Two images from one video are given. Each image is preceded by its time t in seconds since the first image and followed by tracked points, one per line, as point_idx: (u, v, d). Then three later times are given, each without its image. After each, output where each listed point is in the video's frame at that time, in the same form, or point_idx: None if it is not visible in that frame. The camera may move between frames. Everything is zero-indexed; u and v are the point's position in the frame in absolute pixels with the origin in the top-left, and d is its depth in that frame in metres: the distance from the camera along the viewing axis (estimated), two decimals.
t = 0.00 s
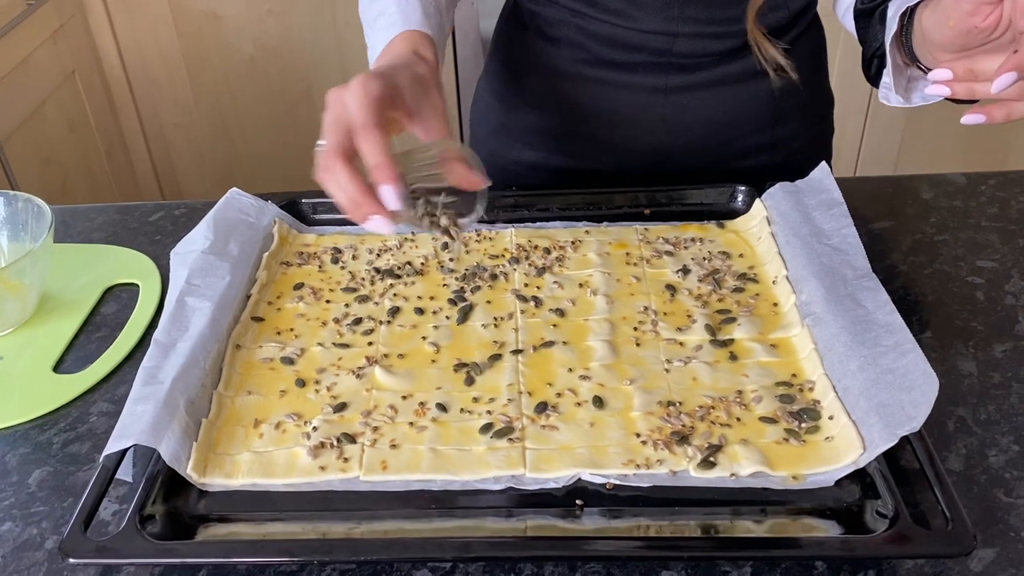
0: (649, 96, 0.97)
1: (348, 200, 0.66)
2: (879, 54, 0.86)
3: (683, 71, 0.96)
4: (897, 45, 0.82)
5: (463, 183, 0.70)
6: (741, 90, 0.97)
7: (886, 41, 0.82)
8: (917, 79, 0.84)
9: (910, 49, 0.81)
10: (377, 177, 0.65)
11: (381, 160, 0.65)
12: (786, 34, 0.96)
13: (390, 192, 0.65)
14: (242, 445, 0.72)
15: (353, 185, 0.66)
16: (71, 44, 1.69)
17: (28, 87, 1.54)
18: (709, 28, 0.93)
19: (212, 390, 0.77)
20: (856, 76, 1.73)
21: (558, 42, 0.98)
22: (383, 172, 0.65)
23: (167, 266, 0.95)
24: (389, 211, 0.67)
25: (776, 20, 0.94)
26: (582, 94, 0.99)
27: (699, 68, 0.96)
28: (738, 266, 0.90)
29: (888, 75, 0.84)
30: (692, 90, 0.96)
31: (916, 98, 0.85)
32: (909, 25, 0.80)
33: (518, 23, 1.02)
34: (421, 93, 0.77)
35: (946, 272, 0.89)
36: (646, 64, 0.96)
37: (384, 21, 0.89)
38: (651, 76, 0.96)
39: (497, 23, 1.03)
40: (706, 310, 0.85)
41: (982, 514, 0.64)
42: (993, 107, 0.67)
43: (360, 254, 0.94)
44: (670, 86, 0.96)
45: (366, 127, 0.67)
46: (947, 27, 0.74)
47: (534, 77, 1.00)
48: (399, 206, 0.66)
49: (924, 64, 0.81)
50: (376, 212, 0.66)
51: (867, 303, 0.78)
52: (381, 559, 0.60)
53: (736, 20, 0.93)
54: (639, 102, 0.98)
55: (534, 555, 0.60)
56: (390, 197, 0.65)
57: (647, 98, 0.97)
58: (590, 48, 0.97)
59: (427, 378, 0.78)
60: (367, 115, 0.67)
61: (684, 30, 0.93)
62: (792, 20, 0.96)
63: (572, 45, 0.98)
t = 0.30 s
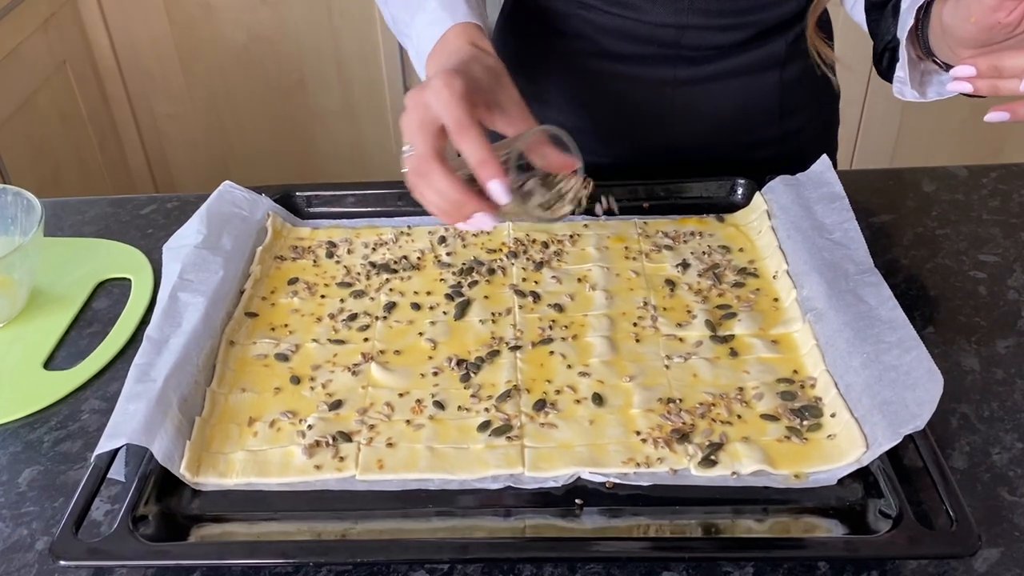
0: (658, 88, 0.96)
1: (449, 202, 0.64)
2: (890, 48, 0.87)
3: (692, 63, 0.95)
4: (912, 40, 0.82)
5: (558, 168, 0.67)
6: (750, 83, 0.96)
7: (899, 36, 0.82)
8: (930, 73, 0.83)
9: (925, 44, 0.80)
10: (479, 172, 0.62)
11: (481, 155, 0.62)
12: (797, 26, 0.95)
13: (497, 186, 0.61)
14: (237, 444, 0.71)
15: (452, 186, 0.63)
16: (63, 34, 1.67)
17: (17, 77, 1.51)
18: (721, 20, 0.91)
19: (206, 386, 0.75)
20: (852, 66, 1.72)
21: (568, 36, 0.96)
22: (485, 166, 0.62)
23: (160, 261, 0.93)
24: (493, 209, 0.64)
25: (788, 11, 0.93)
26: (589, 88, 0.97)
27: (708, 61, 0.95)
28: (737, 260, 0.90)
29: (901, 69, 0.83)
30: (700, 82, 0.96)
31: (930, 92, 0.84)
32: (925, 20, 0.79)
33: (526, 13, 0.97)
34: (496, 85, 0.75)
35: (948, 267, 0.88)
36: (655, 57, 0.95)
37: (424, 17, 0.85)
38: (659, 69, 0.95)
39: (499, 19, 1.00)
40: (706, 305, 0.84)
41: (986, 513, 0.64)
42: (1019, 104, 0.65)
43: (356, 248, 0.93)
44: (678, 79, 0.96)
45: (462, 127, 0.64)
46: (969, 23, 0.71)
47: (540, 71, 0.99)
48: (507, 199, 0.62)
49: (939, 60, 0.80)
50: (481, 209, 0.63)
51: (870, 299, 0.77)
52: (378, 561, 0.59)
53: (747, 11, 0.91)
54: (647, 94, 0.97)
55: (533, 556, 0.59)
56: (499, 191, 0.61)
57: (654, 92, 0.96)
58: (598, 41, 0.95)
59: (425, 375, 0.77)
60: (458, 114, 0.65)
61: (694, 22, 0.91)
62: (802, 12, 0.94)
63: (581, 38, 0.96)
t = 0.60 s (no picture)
0: (667, 86, 0.95)
1: (458, 222, 0.61)
2: (906, 43, 0.86)
3: (701, 60, 0.94)
4: (931, 37, 0.81)
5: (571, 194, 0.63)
6: (756, 78, 0.95)
7: (919, 35, 0.81)
8: (948, 69, 0.83)
9: (947, 42, 0.80)
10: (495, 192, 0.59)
11: (495, 172, 0.60)
12: (807, 22, 0.94)
13: (512, 205, 0.58)
14: (233, 441, 0.70)
15: (465, 204, 0.60)
16: (58, 26, 1.66)
17: (11, 71, 1.50)
18: (730, 17, 0.90)
19: (203, 383, 0.75)
20: (852, 59, 1.70)
21: (572, 32, 0.95)
22: (500, 185, 0.59)
23: (156, 256, 0.93)
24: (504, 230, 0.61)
25: (797, 6, 0.92)
26: (592, 84, 0.97)
27: (718, 57, 0.94)
28: (739, 256, 0.89)
29: (920, 66, 0.82)
30: (711, 79, 0.95)
31: (950, 89, 0.83)
32: (946, 18, 0.79)
33: (527, 15, 0.97)
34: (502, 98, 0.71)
35: (950, 263, 0.87)
36: (663, 53, 0.94)
37: (424, 28, 0.84)
38: (669, 66, 0.94)
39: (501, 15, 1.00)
40: (707, 301, 0.83)
41: (990, 511, 0.63)
42: None
43: (354, 242, 0.92)
44: (687, 75, 0.94)
45: (474, 142, 0.62)
46: (998, 23, 0.70)
47: (542, 67, 0.98)
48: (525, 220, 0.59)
49: (961, 57, 0.80)
50: (492, 230, 0.61)
51: (874, 296, 0.77)
52: (377, 560, 0.59)
53: (754, 6, 0.90)
54: (651, 91, 0.96)
55: (533, 556, 0.59)
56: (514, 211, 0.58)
57: (659, 89, 0.96)
58: (603, 38, 0.94)
59: (424, 371, 0.77)
60: (470, 128, 0.63)
61: (702, 19, 0.90)
62: (810, 9, 0.94)
63: (587, 34, 0.95)
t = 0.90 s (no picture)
0: (669, 87, 0.95)
1: (446, 270, 0.62)
2: (910, 45, 0.86)
3: (703, 62, 0.94)
4: (937, 41, 0.81)
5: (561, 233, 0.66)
6: (758, 78, 0.95)
7: (924, 37, 0.81)
8: (952, 72, 0.83)
9: (954, 45, 0.80)
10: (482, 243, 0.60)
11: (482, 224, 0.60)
12: (808, 24, 0.94)
13: (498, 260, 0.59)
14: (233, 437, 0.70)
15: (451, 253, 0.61)
16: (58, 21, 1.65)
17: (10, 66, 1.49)
18: (733, 19, 0.90)
19: (202, 380, 0.75)
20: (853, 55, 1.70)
21: (571, 34, 0.94)
22: (489, 237, 0.60)
23: (155, 252, 0.92)
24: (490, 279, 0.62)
25: (799, 6, 0.91)
26: (593, 83, 0.96)
27: (721, 60, 0.94)
28: (739, 253, 0.89)
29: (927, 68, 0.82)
30: (713, 82, 0.95)
31: (954, 92, 0.83)
32: (953, 20, 0.79)
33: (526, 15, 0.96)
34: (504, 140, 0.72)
35: (951, 260, 0.87)
36: (665, 56, 0.93)
37: (434, 65, 0.82)
38: (672, 69, 0.94)
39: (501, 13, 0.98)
40: (707, 299, 0.83)
41: (990, 509, 0.63)
42: None
43: (354, 239, 0.92)
44: (690, 79, 0.94)
45: (461, 189, 0.62)
46: (1009, 28, 0.71)
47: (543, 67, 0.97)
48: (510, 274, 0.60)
49: (967, 59, 0.80)
50: (478, 281, 0.61)
51: (874, 295, 0.77)
52: (377, 556, 0.59)
53: (756, 6, 0.90)
54: (652, 93, 0.96)
55: (533, 553, 0.58)
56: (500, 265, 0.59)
57: (659, 90, 0.95)
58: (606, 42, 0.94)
59: (424, 368, 0.77)
60: (460, 175, 0.63)
61: (706, 22, 0.90)
62: (811, 9, 0.93)
63: (587, 37, 0.94)
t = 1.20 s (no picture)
0: (672, 92, 0.95)
1: (304, 262, 0.62)
2: (908, 50, 0.87)
3: (703, 66, 0.94)
4: (933, 46, 0.81)
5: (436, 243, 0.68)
6: (761, 81, 0.95)
7: (920, 44, 0.81)
8: (949, 77, 0.83)
9: (948, 51, 0.80)
10: (328, 242, 0.61)
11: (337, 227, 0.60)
12: (807, 25, 0.94)
13: (342, 263, 0.60)
14: (240, 435, 0.71)
15: (306, 246, 0.61)
16: (62, 17, 1.65)
17: (14, 63, 1.50)
18: (733, 24, 0.91)
19: (208, 379, 0.75)
20: (857, 56, 1.70)
21: (570, 37, 0.95)
22: (336, 238, 0.60)
23: (161, 251, 0.93)
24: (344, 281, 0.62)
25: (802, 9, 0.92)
26: (595, 86, 0.97)
27: (722, 63, 0.94)
28: (743, 253, 0.89)
29: (923, 74, 0.82)
30: (715, 85, 0.95)
31: (951, 98, 0.83)
32: (947, 28, 0.79)
33: (528, 14, 0.97)
34: (403, 146, 0.73)
35: (954, 261, 0.87)
36: (667, 59, 0.93)
37: (385, 64, 0.82)
38: (673, 73, 0.94)
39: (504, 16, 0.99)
40: (710, 298, 0.84)
41: (992, 510, 0.63)
42: None
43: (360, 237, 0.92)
44: (690, 82, 0.94)
45: (324, 186, 0.62)
46: (1000, 38, 0.70)
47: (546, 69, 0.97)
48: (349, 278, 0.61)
49: (962, 68, 0.80)
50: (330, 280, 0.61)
51: (878, 295, 0.77)
52: (383, 554, 0.59)
53: (757, 9, 0.91)
54: (653, 96, 0.96)
55: (539, 552, 0.59)
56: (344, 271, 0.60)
57: (661, 94, 0.95)
58: (606, 44, 0.94)
59: (428, 367, 0.77)
60: (330, 172, 0.63)
61: (707, 27, 0.91)
62: (812, 11, 0.94)
63: (587, 41, 0.95)
